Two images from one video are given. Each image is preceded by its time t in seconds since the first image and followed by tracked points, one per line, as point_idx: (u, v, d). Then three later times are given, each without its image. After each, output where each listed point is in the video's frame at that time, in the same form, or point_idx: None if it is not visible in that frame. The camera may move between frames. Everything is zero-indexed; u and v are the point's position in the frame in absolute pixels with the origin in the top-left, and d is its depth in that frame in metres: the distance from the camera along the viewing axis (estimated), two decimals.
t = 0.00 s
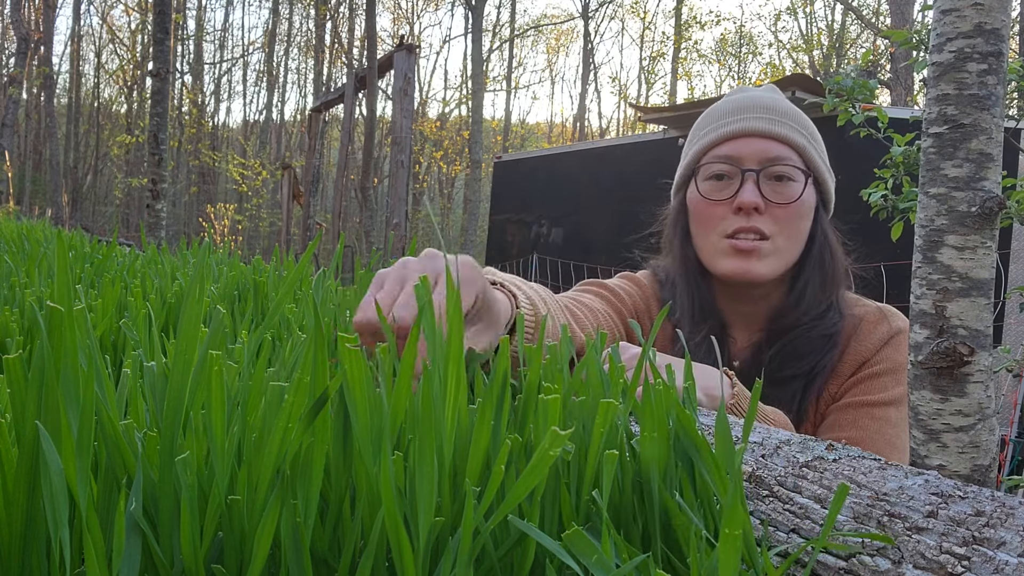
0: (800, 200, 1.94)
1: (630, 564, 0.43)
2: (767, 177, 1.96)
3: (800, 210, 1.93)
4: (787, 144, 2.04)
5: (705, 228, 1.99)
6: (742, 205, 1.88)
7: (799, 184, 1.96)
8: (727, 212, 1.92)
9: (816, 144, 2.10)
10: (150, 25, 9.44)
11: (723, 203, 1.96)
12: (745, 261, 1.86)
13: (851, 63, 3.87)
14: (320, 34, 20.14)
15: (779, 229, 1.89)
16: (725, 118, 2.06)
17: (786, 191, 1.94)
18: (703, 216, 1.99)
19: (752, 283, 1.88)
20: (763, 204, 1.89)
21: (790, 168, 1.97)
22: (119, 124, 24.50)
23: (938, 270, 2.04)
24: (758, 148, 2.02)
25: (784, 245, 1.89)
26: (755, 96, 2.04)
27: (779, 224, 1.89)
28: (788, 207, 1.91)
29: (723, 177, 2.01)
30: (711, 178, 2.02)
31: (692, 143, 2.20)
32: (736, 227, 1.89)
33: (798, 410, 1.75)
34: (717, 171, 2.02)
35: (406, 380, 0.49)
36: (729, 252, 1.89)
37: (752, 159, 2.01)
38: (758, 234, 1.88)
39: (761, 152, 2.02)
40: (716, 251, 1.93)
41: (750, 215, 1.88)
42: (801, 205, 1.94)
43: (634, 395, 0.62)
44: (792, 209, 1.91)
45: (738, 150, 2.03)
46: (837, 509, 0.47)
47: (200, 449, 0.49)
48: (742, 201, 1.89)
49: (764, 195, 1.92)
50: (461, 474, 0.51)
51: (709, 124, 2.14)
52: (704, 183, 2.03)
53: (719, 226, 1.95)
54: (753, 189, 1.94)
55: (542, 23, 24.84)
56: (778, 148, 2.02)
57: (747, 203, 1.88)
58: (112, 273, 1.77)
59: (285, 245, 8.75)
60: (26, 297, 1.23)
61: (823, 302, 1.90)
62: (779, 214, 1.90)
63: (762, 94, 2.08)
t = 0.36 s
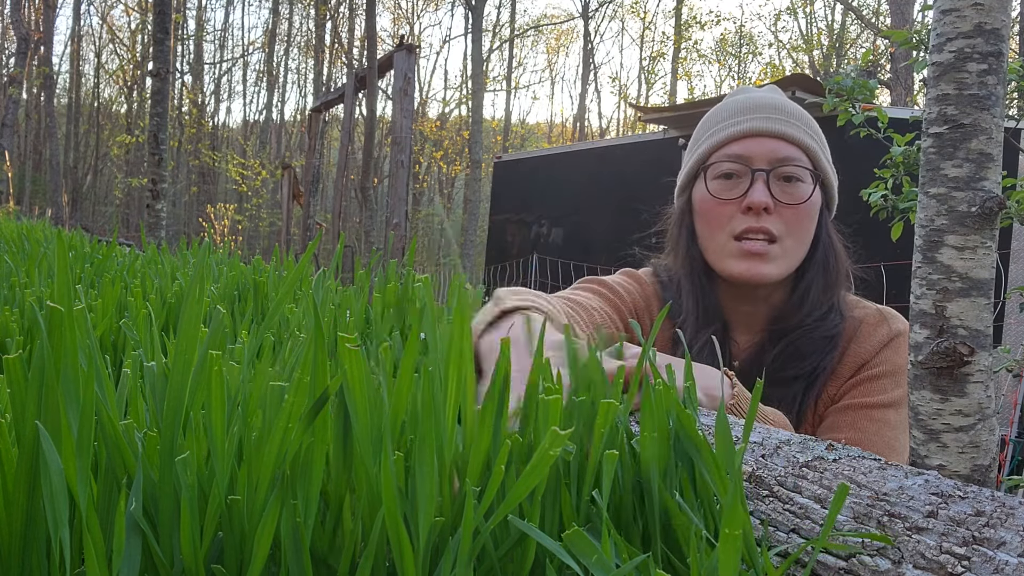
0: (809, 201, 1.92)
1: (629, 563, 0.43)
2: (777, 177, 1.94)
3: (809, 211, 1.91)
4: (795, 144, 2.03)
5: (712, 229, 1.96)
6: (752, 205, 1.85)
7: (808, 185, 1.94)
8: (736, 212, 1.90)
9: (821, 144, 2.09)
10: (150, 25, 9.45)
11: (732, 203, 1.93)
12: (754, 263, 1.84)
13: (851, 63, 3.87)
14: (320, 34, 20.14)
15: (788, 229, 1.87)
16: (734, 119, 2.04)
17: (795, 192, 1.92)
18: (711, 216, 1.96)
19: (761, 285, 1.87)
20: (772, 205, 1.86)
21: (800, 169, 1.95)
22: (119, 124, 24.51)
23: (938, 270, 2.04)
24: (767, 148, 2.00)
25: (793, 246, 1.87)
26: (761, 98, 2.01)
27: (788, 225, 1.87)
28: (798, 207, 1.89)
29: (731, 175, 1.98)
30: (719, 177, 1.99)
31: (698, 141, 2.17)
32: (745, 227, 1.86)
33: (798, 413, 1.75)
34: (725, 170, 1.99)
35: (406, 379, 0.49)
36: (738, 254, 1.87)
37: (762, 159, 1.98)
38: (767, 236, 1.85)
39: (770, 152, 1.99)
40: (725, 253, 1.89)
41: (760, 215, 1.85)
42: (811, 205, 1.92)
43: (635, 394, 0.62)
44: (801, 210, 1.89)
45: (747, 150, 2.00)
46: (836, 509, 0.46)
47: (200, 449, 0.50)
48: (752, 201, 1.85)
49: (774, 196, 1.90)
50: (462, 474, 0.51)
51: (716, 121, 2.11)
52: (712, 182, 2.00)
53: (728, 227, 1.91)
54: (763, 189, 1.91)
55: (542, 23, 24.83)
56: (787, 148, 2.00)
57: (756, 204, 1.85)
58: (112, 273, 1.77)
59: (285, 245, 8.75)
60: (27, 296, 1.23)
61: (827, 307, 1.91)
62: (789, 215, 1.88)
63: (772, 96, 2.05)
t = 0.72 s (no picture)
0: (809, 203, 1.89)
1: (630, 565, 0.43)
2: (776, 180, 1.91)
3: (808, 213, 1.87)
4: (796, 146, 2.04)
5: (712, 231, 1.90)
6: (752, 208, 1.80)
7: (807, 188, 1.91)
8: (735, 215, 1.84)
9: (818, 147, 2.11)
10: (150, 25, 9.46)
11: (731, 205, 1.88)
12: (754, 265, 1.77)
13: (851, 63, 3.86)
14: (320, 34, 20.15)
15: (788, 231, 1.82)
16: (732, 121, 2.04)
17: (795, 194, 1.89)
18: (709, 218, 1.91)
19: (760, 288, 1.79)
20: (772, 207, 1.81)
21: (799, 171, 1.93)
22: (119, 124, 24.50)
23: (938, 270, 2.04)
24: (766, 152, 1.98)
25: (792, 249, 1.82)
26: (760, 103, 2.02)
27: (787, 228, 1.82)
28: (797, 210, 1.85)
29: (730, 178, 1.94)
30: (718, 179, 1.95)
31: (698, 142, 2.17)
32: (745, 229, 1.80)
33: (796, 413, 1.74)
34: (725, 172, 1.95)
35: (407, 379, 0.50)
36: (738, 256, 1.80)
37: (761, 162, 1.96)
38: (767, 238, 1.80)
39: (769, 156, 1.97)
40: (725, 256, 1.83)
41: (760, 218, 1.80)
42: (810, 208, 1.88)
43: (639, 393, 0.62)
44: (800, 212, 1.85)
45: (747, 153, 1.98)
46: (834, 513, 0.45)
47: (201, 447, 0.50)
48: (752, 203, 1.80)
49: (774, 198, 1.86)
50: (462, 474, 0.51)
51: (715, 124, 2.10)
52: (711, 184, 1.96)
53: (727, 229, 1.86)
54: (762, 192, 1.87)
55: (542, 23, 24.83)
56: (787, 152, 1.98)
57: (756, 206, 1.79)
58: (112, 273, 1.77)
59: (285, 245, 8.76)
60: (26, 297, 1.23)
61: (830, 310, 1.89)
62: (789, 217, 1.83)
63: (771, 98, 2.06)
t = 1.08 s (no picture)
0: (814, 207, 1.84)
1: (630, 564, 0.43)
2: (781, 183, 1.85)
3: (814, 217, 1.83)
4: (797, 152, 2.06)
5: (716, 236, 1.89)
6: (756, 212, 1.79)
7: (812, 191, 1.86)
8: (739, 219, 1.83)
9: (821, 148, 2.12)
10: (149, 24, 9.46)
11: (735, 210, 1.86)
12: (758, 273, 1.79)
13: (851, 63, 3.87)
14: (320, 34, 20.13)
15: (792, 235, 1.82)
16: (736, 123, 2.05)
17: (799, 199, 1.84)
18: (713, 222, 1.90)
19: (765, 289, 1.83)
20: (777, 211, 1.79)
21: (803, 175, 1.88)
22: (119, 124, 24.49)
23: (938, 270, 2.03)
24: (770, 156, 1.96)
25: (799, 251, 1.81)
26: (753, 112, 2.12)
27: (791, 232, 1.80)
28: (801, 213, 1.81)
29: (735, 182, 1.90)
30: (722, 183, 1.91)
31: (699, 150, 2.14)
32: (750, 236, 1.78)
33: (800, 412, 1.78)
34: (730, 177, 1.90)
35: (406, 380, 0.50)
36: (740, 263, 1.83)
37: (765, 166, 1.94)
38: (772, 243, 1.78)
39: (774, 160, 1.95)
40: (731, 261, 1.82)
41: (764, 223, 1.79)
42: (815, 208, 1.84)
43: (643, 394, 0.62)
44: (805, 216, 1.82)
45: (751, 156, 1.96)
46: (835, 511, 0.46)
47: (201, 448, 0.50)
48: (756, 208, 1.79)
49: (779, 202, 1.82)
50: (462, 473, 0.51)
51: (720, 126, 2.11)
52: (715, 188, 1.92)
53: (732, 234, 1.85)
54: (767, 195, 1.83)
55: (542, 23, 24.82)
56: (789, 156, 1.97)
57: (760, 212, 1.78)
58: (112, 272, 1.77)
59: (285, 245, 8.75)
60: (26, 297, 1.23)
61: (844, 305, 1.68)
62: (792, 221, 1.81)
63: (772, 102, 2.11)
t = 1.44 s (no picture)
0: (822, 211, 1.89)
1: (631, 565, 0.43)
2: (789, 188, 1.90)
3: (822, 221, 1.89)
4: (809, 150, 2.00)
5: (726, 241, 1.93)
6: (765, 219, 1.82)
7: (820, 194, 1.90)
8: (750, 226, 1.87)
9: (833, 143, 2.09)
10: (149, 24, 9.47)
11: (745, 215, 1.89)
12: (771, 275, 1.83)
13: (851, 63, 3.86)
14: (320, 34, 20.13)
15: (803, 240, 1.85)
16: (743, 129, 1.97)
17: (808, 203, 1.89)
18: (722, 229, 1.94)
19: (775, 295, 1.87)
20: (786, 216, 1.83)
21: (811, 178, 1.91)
22: (119, 124, 24.50)
23: (937, 269, 1.87)
24: (781, 157, 1.94)
25: (809, 256, 1.85)
26: (774, 106, 1.99)
27: (802, 236, 1.85)
28: (810, 218, 1.86)
29: (744, 187, 1.92)
30: (731, 189, 1.93)
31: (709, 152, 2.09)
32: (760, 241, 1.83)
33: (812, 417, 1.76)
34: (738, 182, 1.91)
35: (407, 380, 0.50)
36: (754, 266, 1.86)
37: (774, 168, 1.93)
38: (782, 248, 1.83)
39: (783, 161, 1.94)
40: (739, 266, 1.89)
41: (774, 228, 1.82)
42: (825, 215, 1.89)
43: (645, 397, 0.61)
44: (814, 220, 1.87)
45: (761, 159, 1.94)
46: (835, 513, 0.46)
47: (201, 449, 0.50)
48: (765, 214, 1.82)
49: (788, 207, 1.86)
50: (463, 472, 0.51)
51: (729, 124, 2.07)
52: (724, 194, 1.95)
53: (741, 239, 1.89)
54: (775, 201, 1.87)
55: (542, 23, 24.79)
56: (801, 157, 1.96)
57: (771, 216, 1.82)
58: (112, 273, 1.77)
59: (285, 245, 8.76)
60: (26, 297, 1.23)
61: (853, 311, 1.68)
62: (802, 226, 1.85)
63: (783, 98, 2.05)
